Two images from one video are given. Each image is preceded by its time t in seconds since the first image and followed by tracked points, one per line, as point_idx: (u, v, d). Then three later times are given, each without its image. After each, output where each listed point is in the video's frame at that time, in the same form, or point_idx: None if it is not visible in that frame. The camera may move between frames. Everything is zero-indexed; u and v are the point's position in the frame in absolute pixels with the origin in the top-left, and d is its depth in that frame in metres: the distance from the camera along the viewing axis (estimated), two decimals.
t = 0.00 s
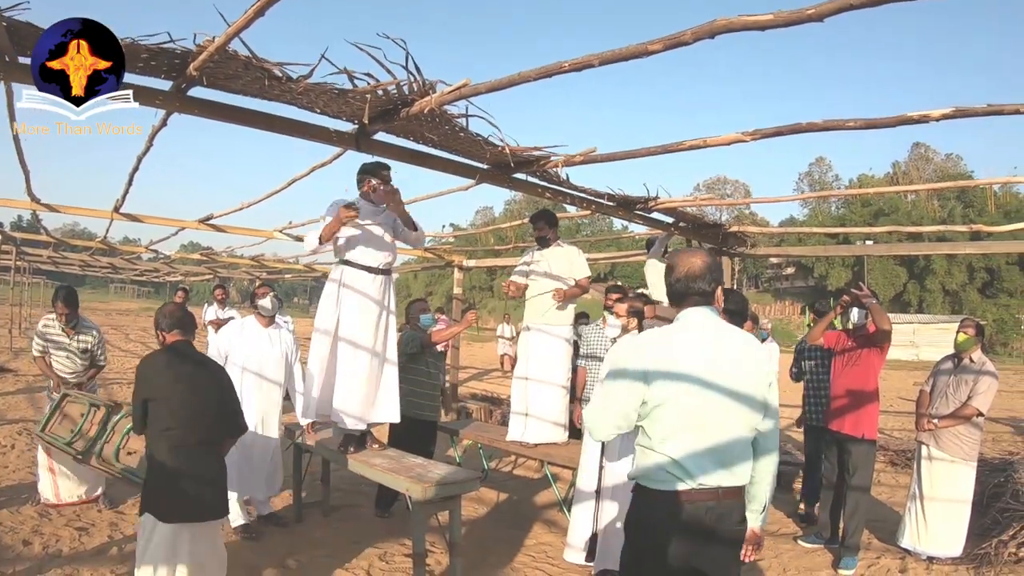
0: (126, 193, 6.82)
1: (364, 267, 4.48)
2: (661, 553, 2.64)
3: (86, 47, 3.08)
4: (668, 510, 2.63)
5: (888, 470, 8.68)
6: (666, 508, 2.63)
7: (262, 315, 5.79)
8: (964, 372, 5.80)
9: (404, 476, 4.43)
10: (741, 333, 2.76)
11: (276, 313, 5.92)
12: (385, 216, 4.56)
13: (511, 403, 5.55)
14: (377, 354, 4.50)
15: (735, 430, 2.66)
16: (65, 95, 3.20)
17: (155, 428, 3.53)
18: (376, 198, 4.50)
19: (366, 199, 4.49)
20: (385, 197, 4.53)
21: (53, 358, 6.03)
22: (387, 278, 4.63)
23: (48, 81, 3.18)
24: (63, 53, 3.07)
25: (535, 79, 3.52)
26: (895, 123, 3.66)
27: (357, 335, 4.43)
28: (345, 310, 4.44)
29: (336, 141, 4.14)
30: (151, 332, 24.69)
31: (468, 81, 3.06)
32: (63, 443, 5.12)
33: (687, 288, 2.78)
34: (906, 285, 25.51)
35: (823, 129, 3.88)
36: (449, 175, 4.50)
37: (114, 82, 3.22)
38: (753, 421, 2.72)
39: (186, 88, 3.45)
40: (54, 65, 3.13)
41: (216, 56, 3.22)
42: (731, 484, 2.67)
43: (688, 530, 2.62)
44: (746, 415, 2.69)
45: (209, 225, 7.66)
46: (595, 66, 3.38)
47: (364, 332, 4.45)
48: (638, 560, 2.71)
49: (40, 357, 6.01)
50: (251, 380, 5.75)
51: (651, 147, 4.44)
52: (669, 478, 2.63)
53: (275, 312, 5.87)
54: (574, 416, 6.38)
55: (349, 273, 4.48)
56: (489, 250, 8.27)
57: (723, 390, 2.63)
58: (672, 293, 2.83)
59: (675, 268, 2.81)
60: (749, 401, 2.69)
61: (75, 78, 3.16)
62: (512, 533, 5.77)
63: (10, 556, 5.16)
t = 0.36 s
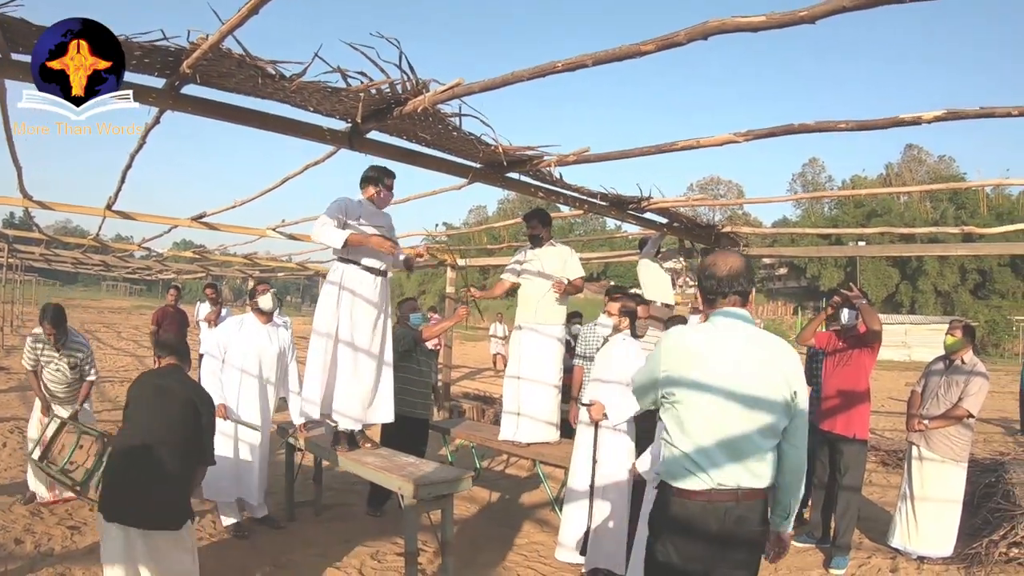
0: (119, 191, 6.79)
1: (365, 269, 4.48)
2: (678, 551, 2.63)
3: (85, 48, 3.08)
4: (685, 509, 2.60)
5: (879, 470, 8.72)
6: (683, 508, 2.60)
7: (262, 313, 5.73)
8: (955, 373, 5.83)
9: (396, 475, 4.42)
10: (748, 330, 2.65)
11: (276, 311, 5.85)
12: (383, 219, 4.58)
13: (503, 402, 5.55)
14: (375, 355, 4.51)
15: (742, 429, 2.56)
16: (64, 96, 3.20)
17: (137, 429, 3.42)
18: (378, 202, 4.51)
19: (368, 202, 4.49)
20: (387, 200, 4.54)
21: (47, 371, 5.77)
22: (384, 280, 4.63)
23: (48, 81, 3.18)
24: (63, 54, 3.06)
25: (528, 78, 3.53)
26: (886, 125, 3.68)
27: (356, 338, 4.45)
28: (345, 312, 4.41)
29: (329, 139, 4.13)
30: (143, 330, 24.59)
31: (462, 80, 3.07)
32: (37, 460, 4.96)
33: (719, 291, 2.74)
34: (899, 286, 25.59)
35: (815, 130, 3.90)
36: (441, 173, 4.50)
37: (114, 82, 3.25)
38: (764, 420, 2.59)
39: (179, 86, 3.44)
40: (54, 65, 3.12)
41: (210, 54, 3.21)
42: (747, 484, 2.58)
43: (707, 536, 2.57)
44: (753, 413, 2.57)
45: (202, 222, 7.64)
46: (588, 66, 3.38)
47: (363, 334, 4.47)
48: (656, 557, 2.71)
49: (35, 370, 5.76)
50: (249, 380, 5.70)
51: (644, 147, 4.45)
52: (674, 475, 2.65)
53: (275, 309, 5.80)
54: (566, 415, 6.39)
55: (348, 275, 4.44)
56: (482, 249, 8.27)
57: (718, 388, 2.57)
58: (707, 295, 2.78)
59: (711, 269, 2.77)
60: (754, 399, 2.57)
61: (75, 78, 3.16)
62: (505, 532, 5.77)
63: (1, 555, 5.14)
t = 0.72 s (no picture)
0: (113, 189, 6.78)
1: (365, 270, 4.49)
2: (684, 553, 2.64)
3: (84, 47, 3.09)
4: (690, 510, 2.62)
5: (870, 471, 8.75)
6: (687, 510, 2.62)
7: (260, 312, 5.75)
8: (946, 374, 5.87)
9: (391, 475, 4.42)
10: (752, 332, 2.66)
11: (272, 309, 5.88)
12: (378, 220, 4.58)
13: (496, 402, 5.55)
14: (372, 355, 4.52)
15: (740, 428, 2.57)
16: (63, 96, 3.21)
17: (137, 435, 3.48)
18: (377, 203, 4.53)
19: (369, 202, 4.50)
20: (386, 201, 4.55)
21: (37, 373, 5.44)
22: (381, 280, 4.65)
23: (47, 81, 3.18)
24: (63, 54, 3.07)
25: (523, 80, 3.53)
26: (879, 128, 3.70)
27: (357, 342, 4.46)
28: (345, 314, 4.40)
29: (324, 139, 4.13)
30: (136, 329, 24.49)
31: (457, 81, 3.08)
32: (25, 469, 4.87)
33: (739, 293, 2.76)
34: (892, 288, 25.66)
35: (808, 133, 3.92)
36: (434, 173, 4.50)
37: (115, 82, 3.26)
38: (765, 419, 2.57)
39: (174, 84, 3.43)
40: (54, 65, 3.12)
41: (206, 52, 3.20)
42: (748, 482, 2.57)
43: (712, 538, 2.57)
44: (752, 412, 2.57)
45: (196, 221, 7.62)
46: (582, 68, 3.39)
47: (364, 339, 4.49)
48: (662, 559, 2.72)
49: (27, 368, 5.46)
50: (247, 381, 5.69)
51: (638, 148, 4.47)
52: (677, 472, 2.71)
53: (271, 308, 5.83)
54: (559, 416, 6.40)
55: (348, 276, 4.43)
56: (475, 249, 8.27)
57: (716, 389, 2.61)
58: (726, 298, 2.79)
59: (733, 273, 2.79)
60: (753, 398, 2.57)
61: (75, 78, 3.17)
62: (498, 531, 5.78)
63: None
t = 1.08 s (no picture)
0: (112, 189, 6.78)
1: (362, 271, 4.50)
2: (682, 556, 2.65)
3: (85, 47, 3.09)
4: (688, 511, 2.64)
5: (867, 475, 8.77)
6: (683, 506, 2.65)
7: (267, 312, 5.72)
8: (941, 379, 5.89)
9: (389, 477, 4.42)
10: (752, 337, 2.67)
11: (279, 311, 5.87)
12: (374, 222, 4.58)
13: (493, 404, 5.56)
14: (370, 356, 4.53)
15: (738, 432, 2.57)
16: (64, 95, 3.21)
17: (125, 448, 3.50)
18: (371, 203, 4.52)
19: (364, 203, 4.50)
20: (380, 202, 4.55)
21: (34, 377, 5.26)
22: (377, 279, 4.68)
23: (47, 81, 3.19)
24: (63, 54, 3.07)
25: (523, 84, 3.55)
26: (877, 134, 3.72)
27: (354, 344, 4.45)
28: (342, 316, 4.40)
29: (324, 141, 4.14)
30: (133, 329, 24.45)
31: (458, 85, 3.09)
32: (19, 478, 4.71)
33: (749, 302, 2.79)
34: (889, 292, 25.72)
35: (806, 139, 3.93)
36: (433, 176, 4.51)
37: (114, 82, 3.26)
38: (763, 423, 2.57)
39: (174, 85, 3.44)
40: (54, 65, 3.12)
41: (207, 53, 3.20)
42: (744, 486, 2.56)
43: (709, 542, 2.58)
44: (749, 416, 2.57)
45: (195, 222, 7.63)
46: (582, 72, 3.41)
47: (361, 341, 4.48)
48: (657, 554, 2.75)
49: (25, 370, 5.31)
50: (250, 384, 5.67)
51: (638, 152, 4.48)
52: (677, 475, 2.73)
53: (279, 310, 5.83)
54: (556, 418, 6.41)
55: (345, 278, 4.43)
56: (473, 251, 8.28)
57: (714, 393, 2.63)
58: (737, 304, 2.82)
59: (745, 280, 2.81)
60: (750, 403, 2.58)
61: (75, 78, 3.18)
62: (495, 533, 5.79)
63: None
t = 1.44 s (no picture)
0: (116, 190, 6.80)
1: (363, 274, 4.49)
2: (682, 553, 2.65)
3: (85, 48, 3.10)
4: (683, 509, 2.65)
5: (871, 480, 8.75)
6: (679, 508, 2.66)
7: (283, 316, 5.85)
8: (945, 383, 5.88)
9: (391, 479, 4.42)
10: (748, 344, 2.65)
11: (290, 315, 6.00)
12: (376, 223, 4.58)
13: (497, 407, 5.55)
14: (371, 358, 4.54)
15: (736, 439, 2.57)
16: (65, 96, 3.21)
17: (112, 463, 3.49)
18: (371, 205, 4.50)
19: (365, 204, 4.49)
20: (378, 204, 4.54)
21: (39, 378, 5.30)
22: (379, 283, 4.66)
23: (48, 81, 3.19)
24: (63, 54, 3.08)
25: (528, 87, 3.55)
26: (882, 139, 3.71)
27: (353, 344, 4.45)
28: (343, 317, 4.41)
29: (329, 143, 4.14)
30: (136, 330, 24.49)
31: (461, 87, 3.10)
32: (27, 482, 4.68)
33: (735, 304, 2.78)
34: (892, 295, 25.69)
35: (811, 143, 3.93)
36: (438, 179, 4.52)
37: (114, 82, 3.26)
38: (760, 430, 2.57)
39: (180, 87, 3.45)
40: (54, 65, 3.13)
41: (213, 55, 3.21)
42: (742, 491, 2.57)
43: (705, 538, 2.58)
44: (748, 424, 2.57)
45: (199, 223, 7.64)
46: (588, 76, 3.41)
47: (360, 341, 4.47)
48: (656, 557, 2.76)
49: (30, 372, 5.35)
50: (260, 390, 5.70)
51: (642, 155, 4.48)
52: (672, 479, 2.71)
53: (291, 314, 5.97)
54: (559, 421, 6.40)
55: (347, 279, 4.43)
56: (476, 254, 8.28)
57: (713, 401, 2.61)
58: (721, 307, 2.80)
59: (729, 284, 2.80)
60: (748, 410, 2.57)
61: (75, 78, 3.19)
62: (498, 537, 5.77)
63: None
